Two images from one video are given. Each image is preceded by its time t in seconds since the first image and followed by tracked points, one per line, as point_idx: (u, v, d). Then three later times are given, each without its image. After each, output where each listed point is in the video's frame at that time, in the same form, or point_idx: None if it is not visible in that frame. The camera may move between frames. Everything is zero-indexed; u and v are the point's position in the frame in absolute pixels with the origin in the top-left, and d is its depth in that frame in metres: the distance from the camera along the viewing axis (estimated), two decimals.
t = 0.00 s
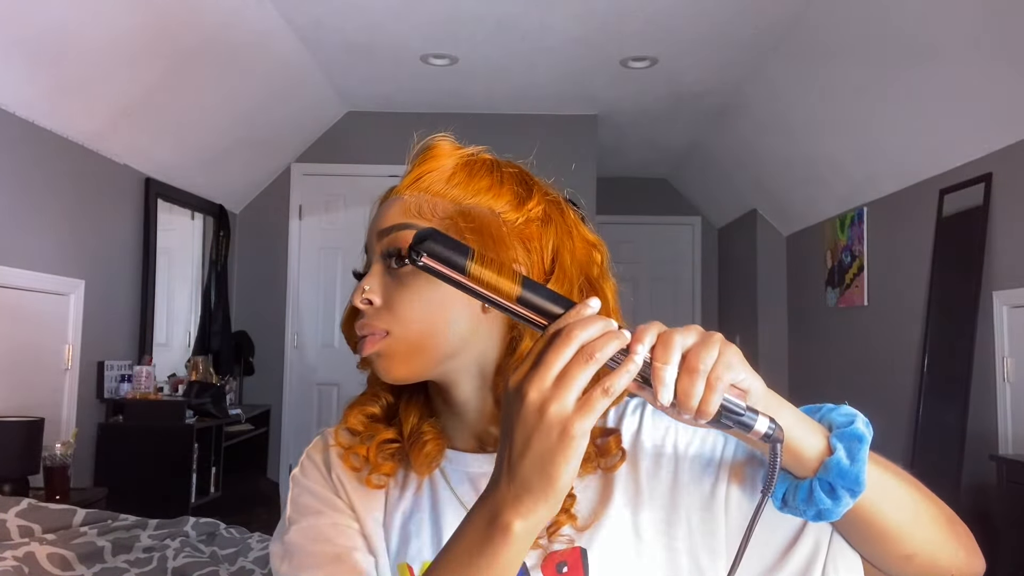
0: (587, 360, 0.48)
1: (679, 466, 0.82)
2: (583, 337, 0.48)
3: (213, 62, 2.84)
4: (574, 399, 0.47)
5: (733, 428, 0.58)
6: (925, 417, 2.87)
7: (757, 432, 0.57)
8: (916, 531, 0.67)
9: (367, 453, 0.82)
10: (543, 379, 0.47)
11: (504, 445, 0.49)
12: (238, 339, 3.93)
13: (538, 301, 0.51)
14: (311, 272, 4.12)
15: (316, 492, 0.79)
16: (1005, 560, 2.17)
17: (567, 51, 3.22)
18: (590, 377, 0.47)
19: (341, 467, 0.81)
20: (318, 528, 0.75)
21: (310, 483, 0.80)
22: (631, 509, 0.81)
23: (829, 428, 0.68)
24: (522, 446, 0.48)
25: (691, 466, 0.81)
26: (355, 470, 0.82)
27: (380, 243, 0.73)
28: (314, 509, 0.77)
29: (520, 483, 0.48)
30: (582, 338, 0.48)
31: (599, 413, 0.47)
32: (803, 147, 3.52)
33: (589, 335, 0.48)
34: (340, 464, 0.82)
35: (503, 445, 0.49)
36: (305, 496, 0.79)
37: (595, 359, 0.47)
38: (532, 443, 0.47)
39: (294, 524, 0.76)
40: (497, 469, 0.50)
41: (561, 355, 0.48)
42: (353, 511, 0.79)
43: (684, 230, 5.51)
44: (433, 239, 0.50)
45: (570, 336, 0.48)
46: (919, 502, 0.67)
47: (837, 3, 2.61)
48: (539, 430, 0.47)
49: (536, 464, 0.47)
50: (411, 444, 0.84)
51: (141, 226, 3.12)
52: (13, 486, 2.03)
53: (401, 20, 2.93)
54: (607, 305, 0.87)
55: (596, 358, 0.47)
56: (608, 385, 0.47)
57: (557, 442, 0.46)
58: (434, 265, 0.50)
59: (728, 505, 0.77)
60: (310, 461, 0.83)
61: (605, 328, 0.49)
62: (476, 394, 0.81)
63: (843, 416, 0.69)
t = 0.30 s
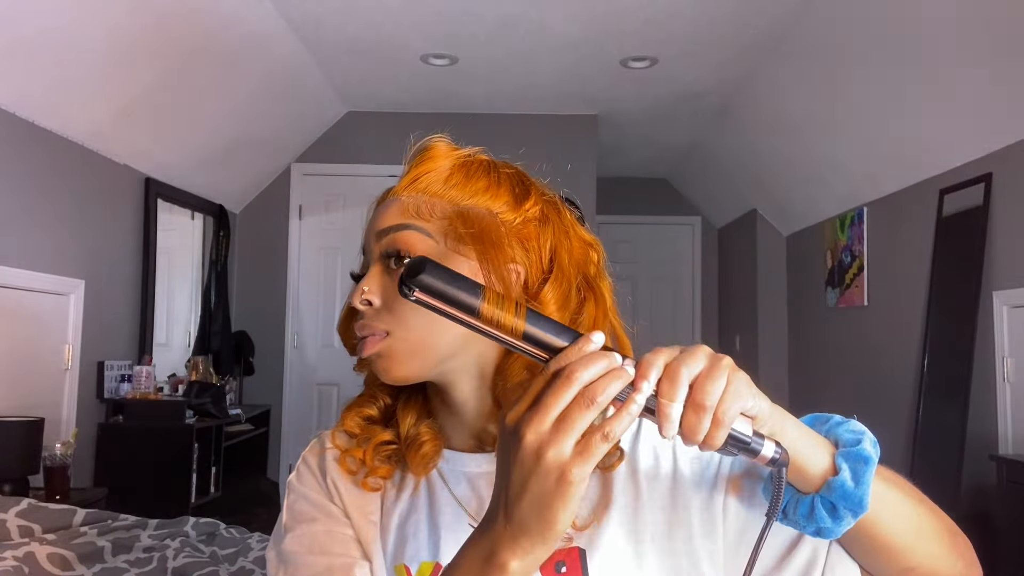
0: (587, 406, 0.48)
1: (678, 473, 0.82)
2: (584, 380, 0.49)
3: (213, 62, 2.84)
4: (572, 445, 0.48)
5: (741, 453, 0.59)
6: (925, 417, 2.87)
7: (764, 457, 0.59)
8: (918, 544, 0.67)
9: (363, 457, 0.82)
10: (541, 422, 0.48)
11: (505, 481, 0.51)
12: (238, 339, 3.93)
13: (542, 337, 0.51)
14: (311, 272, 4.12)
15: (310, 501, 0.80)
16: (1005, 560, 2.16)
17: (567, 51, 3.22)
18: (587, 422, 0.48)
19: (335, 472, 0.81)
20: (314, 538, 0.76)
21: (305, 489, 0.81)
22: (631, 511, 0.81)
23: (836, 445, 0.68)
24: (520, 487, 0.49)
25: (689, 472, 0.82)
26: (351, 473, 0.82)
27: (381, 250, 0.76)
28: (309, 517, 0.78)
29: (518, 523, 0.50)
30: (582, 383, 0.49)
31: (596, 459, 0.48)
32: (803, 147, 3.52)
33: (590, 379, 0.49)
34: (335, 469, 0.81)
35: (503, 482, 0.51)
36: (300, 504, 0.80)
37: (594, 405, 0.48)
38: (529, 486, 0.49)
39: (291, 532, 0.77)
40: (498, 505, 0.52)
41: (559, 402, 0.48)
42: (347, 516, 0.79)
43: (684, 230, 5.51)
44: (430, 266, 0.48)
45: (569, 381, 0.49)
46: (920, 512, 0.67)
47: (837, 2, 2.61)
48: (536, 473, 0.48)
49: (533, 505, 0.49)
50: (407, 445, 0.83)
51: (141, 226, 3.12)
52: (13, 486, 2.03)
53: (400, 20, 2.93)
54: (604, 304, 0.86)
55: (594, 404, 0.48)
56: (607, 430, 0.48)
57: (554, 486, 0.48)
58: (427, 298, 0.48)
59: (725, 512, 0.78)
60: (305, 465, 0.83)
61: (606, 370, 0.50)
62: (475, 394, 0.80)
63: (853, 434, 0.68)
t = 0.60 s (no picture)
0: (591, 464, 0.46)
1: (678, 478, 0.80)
2: (590, 437, 0.47)
3: (213, 62, 2.84)
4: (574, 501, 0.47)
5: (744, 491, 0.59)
6: (925, 417, 2.87)
7: (770, 498, 0.60)
8: None
9: (360, 460, 0.82)
10: (542, 474, 0.47)
11: (506, 522, 0.50)
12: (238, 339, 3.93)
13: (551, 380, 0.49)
14: (311, 272, 4.13)
15: (308, 509, 0.80)
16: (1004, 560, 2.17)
17: (568, 51, 3.22)
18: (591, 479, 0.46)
19: (332, 477, 0.81)
20: (311, 547, 0.77)
21: (303, 495, 0.82)
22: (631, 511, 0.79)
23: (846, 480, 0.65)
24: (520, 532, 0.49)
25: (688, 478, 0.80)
26: (349, 476, 0.82)
27: (379, 250, 0.76)
28: (306, 524, 0.79)
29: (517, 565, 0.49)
30: (587, 438, 0.47)
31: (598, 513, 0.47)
32: (803, 147, 3.52)
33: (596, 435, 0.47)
34: (332, 473, 0.82)
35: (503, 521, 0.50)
36: (299, 511, 0.81)
37: (598, 462, 0.46)
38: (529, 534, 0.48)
39: (291, 541, 0.79)
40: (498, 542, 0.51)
41: (563, 457, 0.47)
42: (343, 522, 0.80)
43: (683, 230, 5.51)
44: (437, 303, 0.45)
45: (574, 437, 0.47)
46: (924, 549, 0.66)
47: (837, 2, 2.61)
48: (536, 523, 0.48)
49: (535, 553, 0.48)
50: (405, 446, 0.83)
51: (141, 226, 3.12)
52: (13, 486, 2.03)
53: (400, 20, 2.93)
54: (602, 304, 0.86)
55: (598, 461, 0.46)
56: (608, 485, 0.47)
57: (555, 536, 0.47)
58: (434, 333, 0.46)
59: (725, 518, 0.76)
60: (304, 469, 0.84)
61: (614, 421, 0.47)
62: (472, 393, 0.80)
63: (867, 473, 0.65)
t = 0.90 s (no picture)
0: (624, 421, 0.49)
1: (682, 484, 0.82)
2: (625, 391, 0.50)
3: (213, 62, 2.84)
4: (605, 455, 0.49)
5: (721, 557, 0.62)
6: (925, 417, 2.87)
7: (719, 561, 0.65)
8: None
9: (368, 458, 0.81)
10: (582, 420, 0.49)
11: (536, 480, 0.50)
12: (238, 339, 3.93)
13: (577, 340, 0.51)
14: (311, 272, 4.13)
15: (314, 507, 0.78)
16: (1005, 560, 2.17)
17: (568, 51, 3.22)
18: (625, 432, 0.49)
19: (339, 472, 0.80)
20: (318, 542, 0.75)
21: (308, 492, 0.79)
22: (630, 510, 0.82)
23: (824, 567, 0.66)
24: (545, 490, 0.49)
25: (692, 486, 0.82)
26: (355, 475, 0.80)
27: (381, 251, 0.77)
28: (313, 521, 0.76)
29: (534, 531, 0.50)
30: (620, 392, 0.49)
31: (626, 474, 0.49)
32: (803, 147, 3.52)
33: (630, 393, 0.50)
34: (339, 471, 0.80)
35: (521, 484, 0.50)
36: (304, 509, 0.78)
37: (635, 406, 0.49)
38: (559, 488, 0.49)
39: (296, 535, 0.76)
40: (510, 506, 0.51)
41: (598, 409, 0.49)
42: (350, 520, 0.78)
43: (683, 230, 5.51)
44: (524, 203, 0.48)
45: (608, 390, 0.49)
46: None
47: (837, 3, 2.61)
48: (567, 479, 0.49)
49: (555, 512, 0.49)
50: (411, 446, 0.83)
51: (141, 226, 3.12)
52: (13, 486, 2.03)
53: (400, 20, 2.93)
54: (602, 303, 0.86)
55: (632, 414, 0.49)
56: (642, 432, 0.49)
57: (583, 490, 0.49)
58: (519, 230, 0.48)
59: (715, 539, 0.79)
60: (307, 468, 0.82)
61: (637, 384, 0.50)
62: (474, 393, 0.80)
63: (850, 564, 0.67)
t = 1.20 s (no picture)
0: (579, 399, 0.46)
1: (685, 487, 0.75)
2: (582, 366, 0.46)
3: (213, 62, 2.84)
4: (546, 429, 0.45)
5: None
6: (924, 417, 2.87)
7: None
8: None
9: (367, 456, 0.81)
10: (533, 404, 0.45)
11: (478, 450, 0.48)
12: (238, 339, 3.93)
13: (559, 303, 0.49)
14: (311, 272, 4.13)
15: (314, 503, 0.80)
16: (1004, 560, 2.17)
17: (567, 51, 3.21)
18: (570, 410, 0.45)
19: (339, 469, 0.82)
20: (315, 536, 0.77)
21: (308, 488, 0.82)
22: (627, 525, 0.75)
23: None
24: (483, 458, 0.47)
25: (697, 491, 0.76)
26: (356, 472, 0.82)
27: (385, 253, 0.77)
28: (312, 517, 0.79)
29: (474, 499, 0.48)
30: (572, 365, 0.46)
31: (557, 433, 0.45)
32: (803, 147, 3.52)
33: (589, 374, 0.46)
34: (340, 469, 0.82)
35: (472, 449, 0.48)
36: (305, 504, 0.80)
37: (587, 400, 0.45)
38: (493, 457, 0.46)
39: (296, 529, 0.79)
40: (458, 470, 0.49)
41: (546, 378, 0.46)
42: (350, 517, 0.80)
43: (683, 230, 5.51)
44: (566, 160, 0.47)
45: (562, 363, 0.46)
46: None
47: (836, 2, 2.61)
48: (508, 454, 0.46)
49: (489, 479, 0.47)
50: (412, 444, 0.82)
51: (141, 226, 3.12)
52: (13, 486, 2.03)
53: (400, 20, 2.93)
54: (604, 303, 0.85)
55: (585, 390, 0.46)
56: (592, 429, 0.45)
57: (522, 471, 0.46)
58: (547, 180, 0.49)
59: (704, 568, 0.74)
60: (310, 465, 0.84)
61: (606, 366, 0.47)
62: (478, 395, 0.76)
63: None
